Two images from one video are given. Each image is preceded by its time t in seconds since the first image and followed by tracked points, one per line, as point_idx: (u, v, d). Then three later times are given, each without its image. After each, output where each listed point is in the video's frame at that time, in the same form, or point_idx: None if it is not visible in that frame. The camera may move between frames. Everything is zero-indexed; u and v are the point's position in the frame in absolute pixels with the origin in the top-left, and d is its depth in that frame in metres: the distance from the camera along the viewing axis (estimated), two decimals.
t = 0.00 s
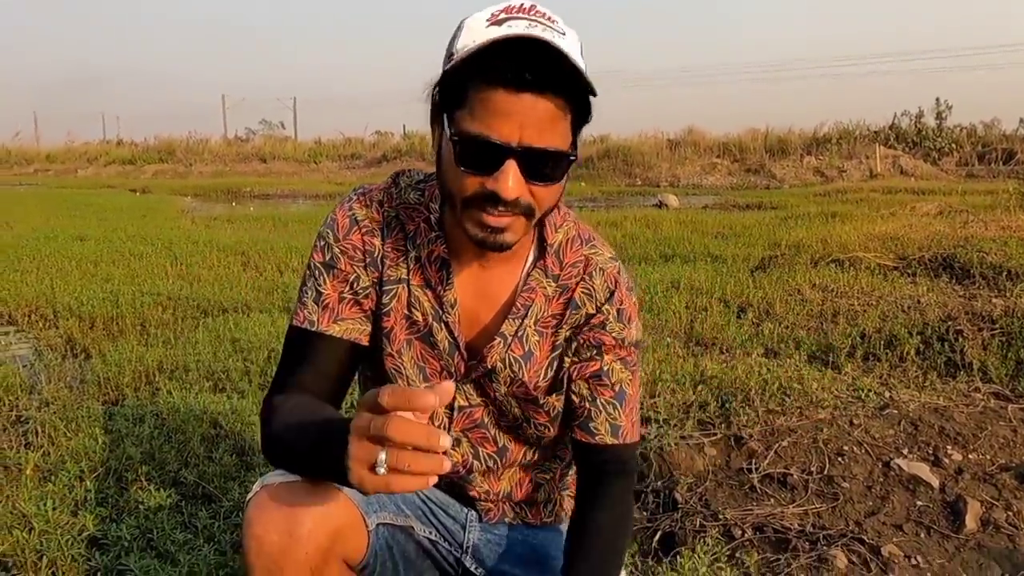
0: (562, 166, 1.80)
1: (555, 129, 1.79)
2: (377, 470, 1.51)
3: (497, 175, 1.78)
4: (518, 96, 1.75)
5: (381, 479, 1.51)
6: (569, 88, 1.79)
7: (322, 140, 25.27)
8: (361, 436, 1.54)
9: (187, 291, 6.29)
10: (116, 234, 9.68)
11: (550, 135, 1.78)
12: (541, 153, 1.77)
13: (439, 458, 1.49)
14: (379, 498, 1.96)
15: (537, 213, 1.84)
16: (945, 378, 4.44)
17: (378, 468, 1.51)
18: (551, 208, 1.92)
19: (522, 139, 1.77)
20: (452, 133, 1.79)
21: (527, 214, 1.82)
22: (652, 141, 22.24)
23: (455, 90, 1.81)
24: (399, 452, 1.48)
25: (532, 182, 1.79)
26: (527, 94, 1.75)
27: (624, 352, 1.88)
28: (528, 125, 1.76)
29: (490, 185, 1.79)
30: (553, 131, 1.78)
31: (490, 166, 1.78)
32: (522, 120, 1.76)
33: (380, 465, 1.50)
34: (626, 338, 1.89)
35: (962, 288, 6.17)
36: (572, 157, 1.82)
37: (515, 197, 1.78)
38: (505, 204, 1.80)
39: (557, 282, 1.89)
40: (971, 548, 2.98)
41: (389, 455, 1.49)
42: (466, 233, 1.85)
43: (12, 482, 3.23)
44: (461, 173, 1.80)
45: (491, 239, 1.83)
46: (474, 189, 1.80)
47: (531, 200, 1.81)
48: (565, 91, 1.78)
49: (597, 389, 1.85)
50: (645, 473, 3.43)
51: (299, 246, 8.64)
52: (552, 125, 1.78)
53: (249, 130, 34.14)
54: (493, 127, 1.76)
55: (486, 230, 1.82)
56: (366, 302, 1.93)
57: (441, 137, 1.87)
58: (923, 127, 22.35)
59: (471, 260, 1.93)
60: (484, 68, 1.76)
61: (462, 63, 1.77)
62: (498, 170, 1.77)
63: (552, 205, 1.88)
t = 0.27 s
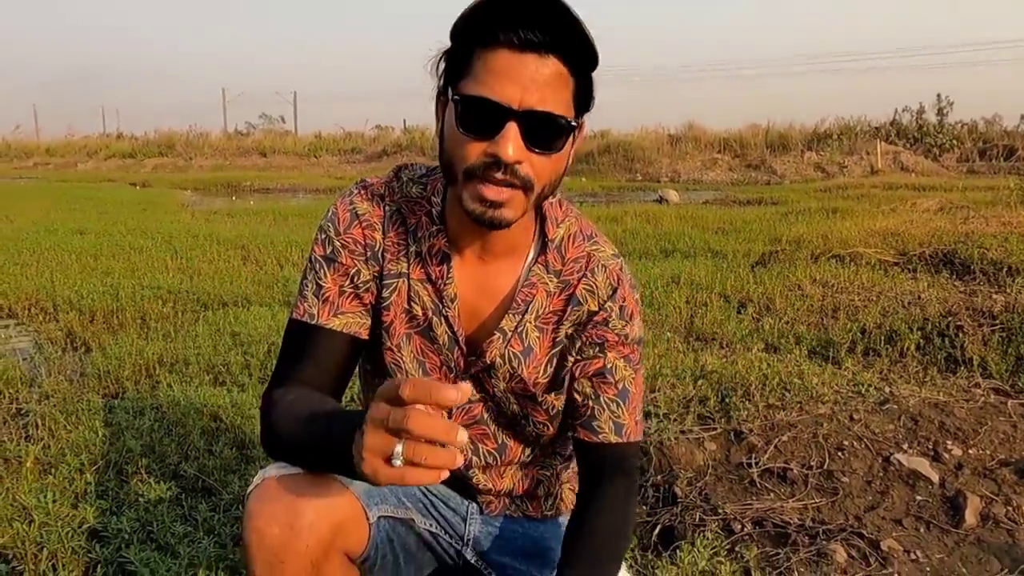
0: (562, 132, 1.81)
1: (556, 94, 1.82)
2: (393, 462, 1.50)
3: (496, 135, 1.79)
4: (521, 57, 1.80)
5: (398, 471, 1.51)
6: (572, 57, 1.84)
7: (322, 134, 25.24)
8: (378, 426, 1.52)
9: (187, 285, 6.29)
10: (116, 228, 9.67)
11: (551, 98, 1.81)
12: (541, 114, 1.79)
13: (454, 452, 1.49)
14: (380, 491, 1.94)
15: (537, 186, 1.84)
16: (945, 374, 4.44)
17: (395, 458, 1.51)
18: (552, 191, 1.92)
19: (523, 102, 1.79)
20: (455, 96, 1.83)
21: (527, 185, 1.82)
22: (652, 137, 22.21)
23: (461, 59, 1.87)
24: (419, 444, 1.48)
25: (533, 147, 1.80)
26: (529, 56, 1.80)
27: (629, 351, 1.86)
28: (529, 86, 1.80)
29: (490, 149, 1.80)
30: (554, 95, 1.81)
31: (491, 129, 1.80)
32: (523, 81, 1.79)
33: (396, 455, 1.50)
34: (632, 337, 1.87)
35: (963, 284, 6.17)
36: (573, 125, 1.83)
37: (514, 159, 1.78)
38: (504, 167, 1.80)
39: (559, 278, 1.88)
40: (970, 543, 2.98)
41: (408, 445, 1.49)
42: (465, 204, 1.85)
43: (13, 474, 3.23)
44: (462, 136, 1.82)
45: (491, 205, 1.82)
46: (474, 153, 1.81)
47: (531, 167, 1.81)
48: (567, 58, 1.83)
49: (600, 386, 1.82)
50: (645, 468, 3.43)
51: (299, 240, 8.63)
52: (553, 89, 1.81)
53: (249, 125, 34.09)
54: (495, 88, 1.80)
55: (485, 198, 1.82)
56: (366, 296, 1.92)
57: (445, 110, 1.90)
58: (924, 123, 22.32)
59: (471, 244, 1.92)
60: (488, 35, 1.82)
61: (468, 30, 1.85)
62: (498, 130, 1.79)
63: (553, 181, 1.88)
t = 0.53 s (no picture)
0: (556, 121, 1.82)
1: (549, 83, 1.82)
2: (451, 418, 1.55)
3: (491, 124, 1.78)
4: (514, 46, 1.80)
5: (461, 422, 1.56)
6: (563, 47, 1.85)
7: (316, 127, 25.16)
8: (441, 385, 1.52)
9: (180, 278, 6.26)
10: (108, 221, 9.63)
11: (544, 87, 1.81)
12: (535, 102, 1.79)
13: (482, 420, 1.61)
14: (374, 481, 1.91)
15: (531, 176, 1.84)
16: (937, 369, 4.46)
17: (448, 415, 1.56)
18: (545, 181, 1.92)
19: (516, 91, 1.79)
20: (448, 85, 1.82)
21: (521, 174, 1.82)
22: (647, 132, 22.21)
23: (453, 50, 1.87)
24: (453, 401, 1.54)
25: (527, 135, 1.80)
26: (522, 45, 1.80)
27: (640, 332, 1.91)
28: (522, 75, 1.80)
29: (484, 138, 1.79)
30: (547, 85, 1.82)
31: (485, 118, 1.79)
32: (516, 69, 1.79)
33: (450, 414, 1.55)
34: (640, 318, 1.92)
35: (955, 280, 6.20)
36: (566, 114, 1.84)
37: (508, 148, 1.78)
38: (499, 155, 1.79)
39: (555, 267, 1.92)
40: (959, 537, 3.01)
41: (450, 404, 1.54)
42: (459, 194, 1.84)
43: (3, 467, 3.22)
44: (455, 125, 1.82)
45: (485, 195, 1.81)
46: (468, 142, 1.81)
47: (525, 156, 1.81)
48: (559, 47, 1.84)
49: (624, 370, 1.86)
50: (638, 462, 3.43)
51: (293, 234, 8.61)
52: (546, 78, 1.82)
53: (243, 118, 33.97)
54: (488, 76, 1.79)
55: (478, 188, 1.82)
56: (356, 296, 1.92)
57: (438, 101, 1.90)
58: (917, 120, 22.38)
59: (464, 235, 1.93)
60: (481, 25, 1.82)
61: (461, 20, 1.84)
62: (492, 119, 1.79)
63: (547, 170, 1.88)
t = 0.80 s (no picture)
0: (542, 132, 1.81)
1: (536, 96, 1.83)
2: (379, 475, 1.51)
3: (477, 136, 1.80)
4: (500, 60, 1.81)
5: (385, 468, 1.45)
6: (549, 61, 1.86)
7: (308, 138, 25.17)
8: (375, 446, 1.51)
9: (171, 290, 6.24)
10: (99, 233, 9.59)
11: (530, 100, 1.82)
12: (520, 114, 1.79)
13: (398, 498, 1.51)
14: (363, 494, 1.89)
15: (518, 186, 1.85)
16: (926, 379, 4.49)
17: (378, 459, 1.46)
18: (532, 192, 1.94)
19: (503, 103, 1.80)
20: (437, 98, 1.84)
21: (507, 185, 1.83)
22: (639, 143, 22.31)
23: (442, 64, 1.90)
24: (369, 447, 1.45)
25: (513, 147, 1.80)
26: (508, 59, 1.82)
27: (644, 325, 1.92)
28: (508, 88, 1.80)
29: (471, 149, 1.80)
30: (533, 98, 1.83)
31: (472, 130, 1.80)
32: (503, 82, 1.80)
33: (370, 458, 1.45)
34: (641, 312, 1.95)
35: (944, 290, 6.24)
36: (553, 126, 1.84)
37: (494, 160, 1.79)
38: (486, 167, 1.80)
39: (547, 270, 1.99)
40: (948, 547, 3.03)
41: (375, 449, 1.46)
42: (447, 205, 1.87)
43: None
44: (443, 138, 1.84)
45: (472, 206, 1.85)
46: (455, 154, 1.82)
47: (511, 168, 1.81)
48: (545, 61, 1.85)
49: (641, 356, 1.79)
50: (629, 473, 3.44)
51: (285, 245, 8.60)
52: (532, 91, 1.83)
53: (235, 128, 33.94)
54: (475, 90, 1.81)
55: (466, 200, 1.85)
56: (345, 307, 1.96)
57: (427, 113, 1.92)
58: (907, 132, 22.55)
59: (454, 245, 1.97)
60: (468, 39, 1.85)
61: (449, 35, 1.87)
62: (479, 131, 1.80)
63: (534, 180, 1.89)
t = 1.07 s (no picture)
0: (546, 149, 1.83)
1: (539, 115, 1.86)
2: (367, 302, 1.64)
3: (482, 152, 1.81)
4: (506, 78, 1.84)
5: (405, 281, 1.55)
6: (553, 81, 1.90)
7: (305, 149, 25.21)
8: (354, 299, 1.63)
9: (166, 302, 6.24)
10: (95, 244, 9.59)
11: (535, 118, 1.85)
12: (524, 132, 1.82)
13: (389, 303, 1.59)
14: (356, 509, 1.89)
15: (521, 202, 1.86)
16: (920, 388, 4.50)
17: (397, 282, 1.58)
18: (532, 209, 1.95)
19: (508, 121, 1.82)
20: (441, 114, 1.85)
21: (510, 201, 1.84)
22: (635, 153, 22.39)
23: (446, 81, 1.91)
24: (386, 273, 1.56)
25: (518, 163, 1.81)
26: (514, 77, 1.85)
27: (634, 340, 1.95)
28: (514, 106, 1.83)
29: (475, 165, 1.81)
30: (538, 116, 1.86)
31: (476, 146, 1.81)
32: (508, 100, 1.83)
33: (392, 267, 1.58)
34: (630, 327, 1.98)
35: (939, 299, 6.26)
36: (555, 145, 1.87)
37: (499, 176, 1.80)
38: (490, 183, 1.81)
39: (538, 283, 2.01)
40: (943, 557, 3.03)
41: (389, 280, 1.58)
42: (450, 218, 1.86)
43: None
44: (447, 152, 1.83)
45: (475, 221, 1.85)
46: (459, 169, 1.82)
47: (515, 184, 1.82)
48: (549, 80, 1.88)
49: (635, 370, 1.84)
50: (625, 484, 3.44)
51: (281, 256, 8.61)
52: (536, 110, 1.86)
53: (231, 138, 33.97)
54: (481, 107, 1.83)
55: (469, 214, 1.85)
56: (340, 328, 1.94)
57: (429, 128, 1.92)
58: (901, 141, 22.66)
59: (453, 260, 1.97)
60: (474, 57, 1.87)
61: (454, 52, 1.89)
62: (484, 147, 1.81)
63: (535, 197, 1.90)
